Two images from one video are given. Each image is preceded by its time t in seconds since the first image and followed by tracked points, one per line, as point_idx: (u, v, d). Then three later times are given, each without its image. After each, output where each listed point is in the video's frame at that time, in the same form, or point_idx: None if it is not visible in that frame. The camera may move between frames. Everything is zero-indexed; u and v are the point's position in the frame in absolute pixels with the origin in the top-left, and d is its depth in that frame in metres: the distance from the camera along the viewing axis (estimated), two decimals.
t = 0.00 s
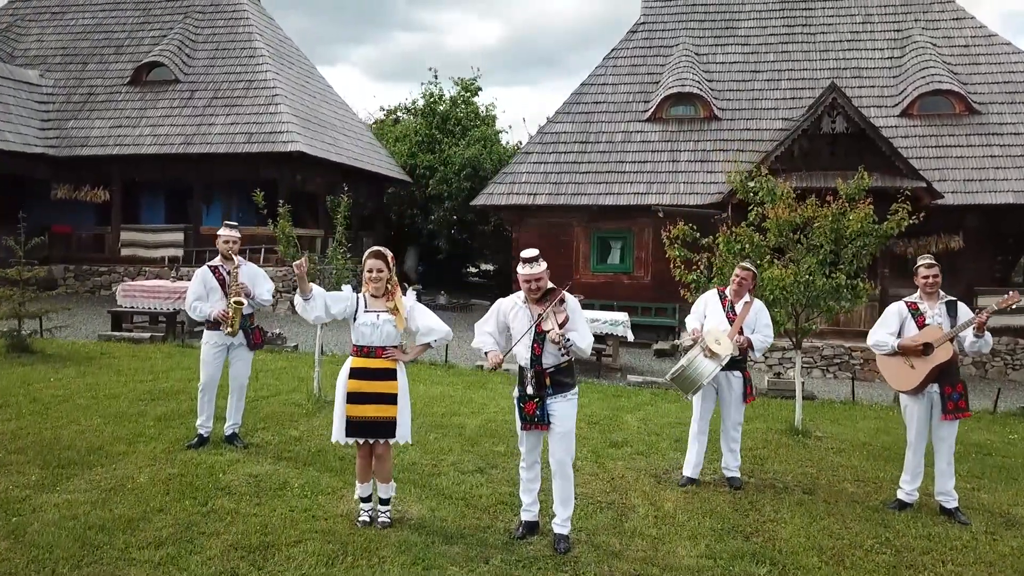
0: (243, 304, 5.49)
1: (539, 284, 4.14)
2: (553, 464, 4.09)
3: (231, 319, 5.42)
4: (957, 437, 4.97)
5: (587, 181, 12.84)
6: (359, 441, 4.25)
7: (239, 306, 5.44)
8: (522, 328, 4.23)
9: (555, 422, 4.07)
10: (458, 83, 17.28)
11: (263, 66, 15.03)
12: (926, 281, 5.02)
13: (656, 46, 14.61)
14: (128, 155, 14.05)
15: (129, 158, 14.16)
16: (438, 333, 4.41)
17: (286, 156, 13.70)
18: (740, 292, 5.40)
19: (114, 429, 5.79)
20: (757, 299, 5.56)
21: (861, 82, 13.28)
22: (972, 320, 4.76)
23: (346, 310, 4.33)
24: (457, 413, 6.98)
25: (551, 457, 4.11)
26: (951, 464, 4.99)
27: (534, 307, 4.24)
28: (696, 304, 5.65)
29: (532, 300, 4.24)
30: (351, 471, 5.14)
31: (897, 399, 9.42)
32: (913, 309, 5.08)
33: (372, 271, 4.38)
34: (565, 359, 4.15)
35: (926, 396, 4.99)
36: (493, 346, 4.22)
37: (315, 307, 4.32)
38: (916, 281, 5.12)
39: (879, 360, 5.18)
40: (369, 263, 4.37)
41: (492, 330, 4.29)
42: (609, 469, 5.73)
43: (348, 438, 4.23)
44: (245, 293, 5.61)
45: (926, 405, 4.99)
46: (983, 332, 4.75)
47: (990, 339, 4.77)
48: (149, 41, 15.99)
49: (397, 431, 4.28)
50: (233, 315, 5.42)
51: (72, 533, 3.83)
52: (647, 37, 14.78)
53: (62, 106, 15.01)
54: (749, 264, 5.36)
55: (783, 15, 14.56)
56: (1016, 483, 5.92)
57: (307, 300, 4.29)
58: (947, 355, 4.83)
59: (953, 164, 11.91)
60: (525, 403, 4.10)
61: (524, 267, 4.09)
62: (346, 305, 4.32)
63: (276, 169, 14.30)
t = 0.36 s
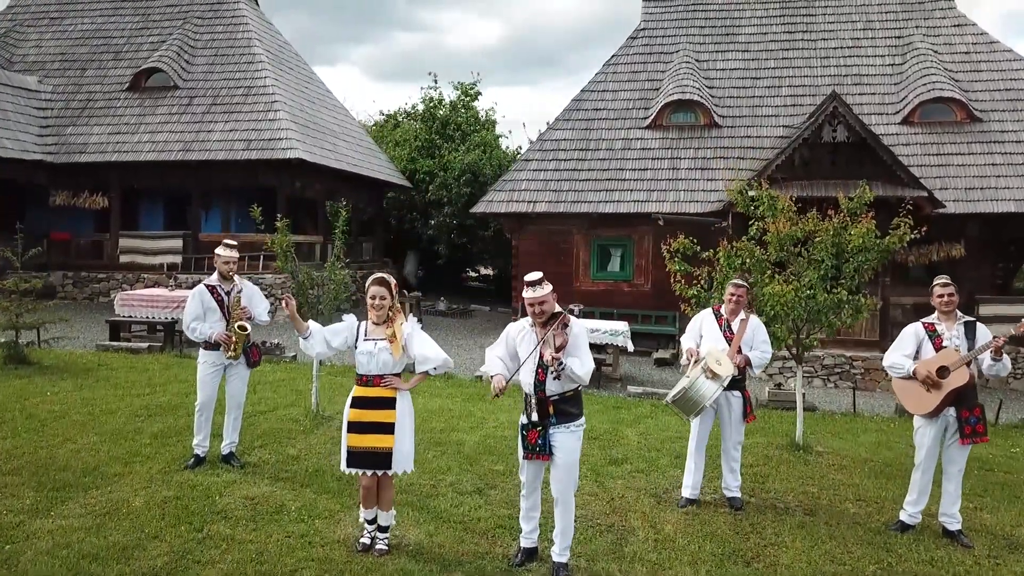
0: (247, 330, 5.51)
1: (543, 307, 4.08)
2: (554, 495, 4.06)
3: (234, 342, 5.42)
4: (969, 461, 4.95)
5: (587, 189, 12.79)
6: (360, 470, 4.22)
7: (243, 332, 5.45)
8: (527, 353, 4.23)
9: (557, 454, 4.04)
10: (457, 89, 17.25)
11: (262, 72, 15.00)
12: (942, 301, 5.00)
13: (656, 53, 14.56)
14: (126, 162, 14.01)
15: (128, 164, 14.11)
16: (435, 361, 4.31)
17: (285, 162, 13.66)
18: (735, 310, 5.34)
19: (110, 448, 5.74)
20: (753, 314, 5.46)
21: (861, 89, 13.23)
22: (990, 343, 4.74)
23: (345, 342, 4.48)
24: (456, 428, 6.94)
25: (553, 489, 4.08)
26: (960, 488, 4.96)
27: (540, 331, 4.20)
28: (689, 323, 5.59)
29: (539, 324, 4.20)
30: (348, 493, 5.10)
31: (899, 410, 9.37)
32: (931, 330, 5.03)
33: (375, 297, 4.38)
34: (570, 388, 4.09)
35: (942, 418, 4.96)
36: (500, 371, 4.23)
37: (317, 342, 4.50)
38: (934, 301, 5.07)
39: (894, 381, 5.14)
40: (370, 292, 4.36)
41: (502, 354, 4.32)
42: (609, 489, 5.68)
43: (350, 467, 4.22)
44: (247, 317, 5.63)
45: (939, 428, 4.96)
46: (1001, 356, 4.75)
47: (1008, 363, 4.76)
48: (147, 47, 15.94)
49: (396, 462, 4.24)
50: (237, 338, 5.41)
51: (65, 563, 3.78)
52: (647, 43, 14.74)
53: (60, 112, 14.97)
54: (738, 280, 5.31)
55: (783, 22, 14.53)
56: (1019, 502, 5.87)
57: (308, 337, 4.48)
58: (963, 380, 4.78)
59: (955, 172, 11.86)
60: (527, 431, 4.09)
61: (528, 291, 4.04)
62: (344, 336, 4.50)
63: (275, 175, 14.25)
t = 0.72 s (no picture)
0: (241, 354, 5.47)
1: (543, 336, 4.06)
2: (555, 526, 4.06)
3: (228, 366, 5.38)
4: (972, 489, 4.91)
5: (587, 197, 12.76)
6: (355, 495, 4.20)
7: (237, 356, 5.41)
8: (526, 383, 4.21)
9: (556, 486, 4.01)
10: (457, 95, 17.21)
11: (261, 80, 14.97)
12: (953, 325, 4.95)
13: (656, 60, 14.53)
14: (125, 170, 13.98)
15: (127, 172, 14.09)
16: (436, 388, 4.37)
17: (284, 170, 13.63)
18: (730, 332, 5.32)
19: (106, 470, 5.70)
20: (749, 335, 5.46)
21: (862, 97, 13.19)
22: (997, 372, 4.68)
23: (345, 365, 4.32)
24: (454, 446, 6.90)
25: (552, 519, 4.08)
26: (962, 513, 4.92)
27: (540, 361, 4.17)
28: (687, 344, 5.59)
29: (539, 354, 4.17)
30: (345, 517, 5.06)
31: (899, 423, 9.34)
32: (940, 354, 5.02)
33: (370, 324, 4.35)
34: (570, 422, 4.06)
35: (947, 443, 4.93)
36: (502, 400, 4.23)
37: (316, 363, 4.30)
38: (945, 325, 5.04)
39: (902, 405, 5.12)
40: (366, 317, 4.33)
41: (505, 382, 4.29)
42: (610, 512, 5.65)
43: (344, 492, 4.19)
44: (242, 341, 5.58)
45: (944, 453, 4.93)
46: (1009, 385, 4.66)
47: (1017, 392, 4.66)
48: (146, 54, 15.92)
49: (395, 484, 4.23)
50: (231, 362, 5.38)
51: None
52: (647, 51, 14.71)
53: (59, 120, 14.94)
54: (731, 301, 5.32)
55: (783, 29, 14.50)
56: (1020, 524, 5.83)
57: (308, 358, 4.26)
58: (967, 407, 4.73)
59: (956, 182, 11.82)
60: (526, 462, 4.05)
61: (529, 319, 4.01)
62: (345, 358, 4.33)
63: (274, 183, 14.22)
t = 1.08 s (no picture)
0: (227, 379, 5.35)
1: (536, 364, 4.01)
2: (548, 558, 4.03)
3: (211, 390, 5.28)
4: (971, 517, 4.87)
5: (586, 207, 12.73)
6: (349, 524, 4.20)
7: (221, 380, 5.30)
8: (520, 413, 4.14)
9: (548, 518, 4.00)
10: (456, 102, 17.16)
11: (260, 88, 14.94)
12: (960, 352, 4.91)
13: (655, 69, 14.51)
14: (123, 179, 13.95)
15: (125, 181, 14.06)
16: (431, 417, 4.31)
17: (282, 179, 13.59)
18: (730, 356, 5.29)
19: (101, 493, 5.67)
20: (748, 360, 5.46)
21: (862, 106, 13.16)
22: (996, 403, 4.66)
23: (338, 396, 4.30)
24: (452, 465, 6.87)
25: (546, 551, 4.05)
26: (962, 539, 4.94)
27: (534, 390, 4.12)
28: (686, 367, 5.58)
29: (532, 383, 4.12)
30: (341, 544, 5.03)
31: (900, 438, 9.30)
32: (944, 380, 4.99)
33: (366, 353, 4.30)
34: (563, 451, 4.06)
35: (943, 469, 4.89)
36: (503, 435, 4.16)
37: (310, 395, 4.32)
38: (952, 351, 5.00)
39: (901, 428, 5.09)
40: (364, 345, 4.28)
41: (501, 416, 4.22)
42: (608, 536, 5.61)
43: (339, 521, 4.18)
44: (232, 365, 5.47)
45: (941, 480, 4.90)
46: (1009, 417, 4.71)
47: (1018, 423, 4.70)
48: (145, 61, 15.89)
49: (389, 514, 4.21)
50: (213, 385, 5.27)
51: None
52: (646, 59, 14.68)
53: (57, 128, 14.91)
54: (732, 326, 5.30)
55: (783, 38, 14.47)
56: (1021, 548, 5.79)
57: (302, 391, 4.29)
58: (965, 434, 4.70)
59: (956, 192, 11.78)
60: (518, 493, 4.03)
61: (523, 346, 3.99)
62: (340, 389, 4.31)
63: (272, 192, 14.18)
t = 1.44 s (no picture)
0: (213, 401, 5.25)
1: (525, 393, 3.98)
2: None
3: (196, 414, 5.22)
4: (971, 546, 4.83)
5: (585, 217, 12.69)
6: (354, 562, 4.17)
7: (206, 403, 5.21)
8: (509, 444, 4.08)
9: (540, 550, 3.98)
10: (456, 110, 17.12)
11: (258, 96, 14.91)
12: (959, 382, 4.88)
13: (655, 77, 14.48)
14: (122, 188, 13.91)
15: (123, 190, 14.02)
16: (427, 449, 4.23)
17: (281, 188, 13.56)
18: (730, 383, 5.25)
19: (97, 519, 5.64)
20: (749, 387, 5.40)
21: (862, 116, 13.12)
22: (996, 433, 4.61)
23: (336, 431, 4.33)
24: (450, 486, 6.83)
25: None
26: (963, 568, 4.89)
27: (522, 420, 4.07)
28: (687, 392, 5.51)
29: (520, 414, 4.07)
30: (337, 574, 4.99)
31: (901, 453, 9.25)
32: (943, 408, 4.96)
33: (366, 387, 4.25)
34: (552, 480, 4.05)
35: (943, 499, 4.84)
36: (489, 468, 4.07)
37: (307, 433, 4.31)
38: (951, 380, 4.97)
39: (899, 455, 5.06)
40: (367, 379, 4.24)
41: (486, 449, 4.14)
42: (607, 563, 5.56)
43: (344, 559, 4.15)
44: (220, 388, 5.37)
45: (941, 509, 4.85)
46: (1008, 447, 4.65)
47: (1016, 453, 4.65)
48: (143, 69, 15.86)
49: (390, 549, 4.19)
50: (197, 409, 5.19)
51: None
52: (646, 68, 14.65)
53: (56, 136, 14.88)
54: (734, 352, 5.23)
55: (783, 46, 14.44)
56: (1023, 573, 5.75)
57: (299, 431, 4.28)
58: (964, 464, 4.68)
59: (957, 203, 11.72)
60: (508, 526, 3.99)
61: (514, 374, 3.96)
62: (336, 426, 4.32)
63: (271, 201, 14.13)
